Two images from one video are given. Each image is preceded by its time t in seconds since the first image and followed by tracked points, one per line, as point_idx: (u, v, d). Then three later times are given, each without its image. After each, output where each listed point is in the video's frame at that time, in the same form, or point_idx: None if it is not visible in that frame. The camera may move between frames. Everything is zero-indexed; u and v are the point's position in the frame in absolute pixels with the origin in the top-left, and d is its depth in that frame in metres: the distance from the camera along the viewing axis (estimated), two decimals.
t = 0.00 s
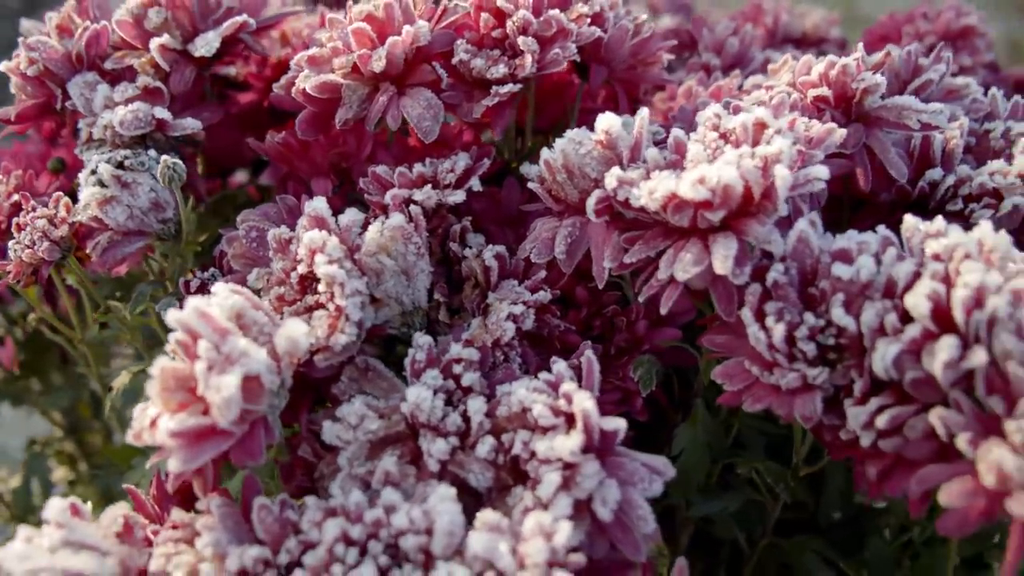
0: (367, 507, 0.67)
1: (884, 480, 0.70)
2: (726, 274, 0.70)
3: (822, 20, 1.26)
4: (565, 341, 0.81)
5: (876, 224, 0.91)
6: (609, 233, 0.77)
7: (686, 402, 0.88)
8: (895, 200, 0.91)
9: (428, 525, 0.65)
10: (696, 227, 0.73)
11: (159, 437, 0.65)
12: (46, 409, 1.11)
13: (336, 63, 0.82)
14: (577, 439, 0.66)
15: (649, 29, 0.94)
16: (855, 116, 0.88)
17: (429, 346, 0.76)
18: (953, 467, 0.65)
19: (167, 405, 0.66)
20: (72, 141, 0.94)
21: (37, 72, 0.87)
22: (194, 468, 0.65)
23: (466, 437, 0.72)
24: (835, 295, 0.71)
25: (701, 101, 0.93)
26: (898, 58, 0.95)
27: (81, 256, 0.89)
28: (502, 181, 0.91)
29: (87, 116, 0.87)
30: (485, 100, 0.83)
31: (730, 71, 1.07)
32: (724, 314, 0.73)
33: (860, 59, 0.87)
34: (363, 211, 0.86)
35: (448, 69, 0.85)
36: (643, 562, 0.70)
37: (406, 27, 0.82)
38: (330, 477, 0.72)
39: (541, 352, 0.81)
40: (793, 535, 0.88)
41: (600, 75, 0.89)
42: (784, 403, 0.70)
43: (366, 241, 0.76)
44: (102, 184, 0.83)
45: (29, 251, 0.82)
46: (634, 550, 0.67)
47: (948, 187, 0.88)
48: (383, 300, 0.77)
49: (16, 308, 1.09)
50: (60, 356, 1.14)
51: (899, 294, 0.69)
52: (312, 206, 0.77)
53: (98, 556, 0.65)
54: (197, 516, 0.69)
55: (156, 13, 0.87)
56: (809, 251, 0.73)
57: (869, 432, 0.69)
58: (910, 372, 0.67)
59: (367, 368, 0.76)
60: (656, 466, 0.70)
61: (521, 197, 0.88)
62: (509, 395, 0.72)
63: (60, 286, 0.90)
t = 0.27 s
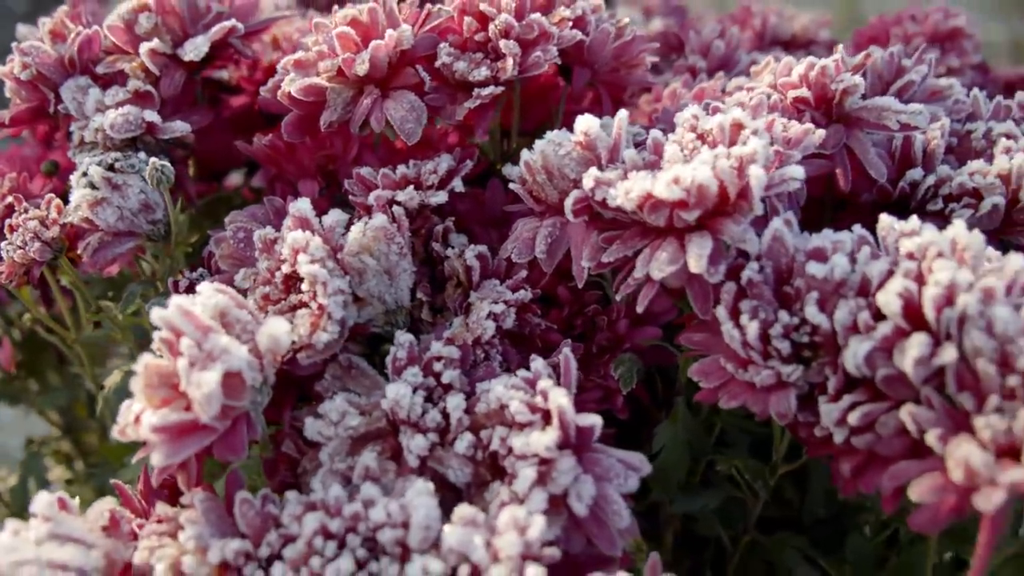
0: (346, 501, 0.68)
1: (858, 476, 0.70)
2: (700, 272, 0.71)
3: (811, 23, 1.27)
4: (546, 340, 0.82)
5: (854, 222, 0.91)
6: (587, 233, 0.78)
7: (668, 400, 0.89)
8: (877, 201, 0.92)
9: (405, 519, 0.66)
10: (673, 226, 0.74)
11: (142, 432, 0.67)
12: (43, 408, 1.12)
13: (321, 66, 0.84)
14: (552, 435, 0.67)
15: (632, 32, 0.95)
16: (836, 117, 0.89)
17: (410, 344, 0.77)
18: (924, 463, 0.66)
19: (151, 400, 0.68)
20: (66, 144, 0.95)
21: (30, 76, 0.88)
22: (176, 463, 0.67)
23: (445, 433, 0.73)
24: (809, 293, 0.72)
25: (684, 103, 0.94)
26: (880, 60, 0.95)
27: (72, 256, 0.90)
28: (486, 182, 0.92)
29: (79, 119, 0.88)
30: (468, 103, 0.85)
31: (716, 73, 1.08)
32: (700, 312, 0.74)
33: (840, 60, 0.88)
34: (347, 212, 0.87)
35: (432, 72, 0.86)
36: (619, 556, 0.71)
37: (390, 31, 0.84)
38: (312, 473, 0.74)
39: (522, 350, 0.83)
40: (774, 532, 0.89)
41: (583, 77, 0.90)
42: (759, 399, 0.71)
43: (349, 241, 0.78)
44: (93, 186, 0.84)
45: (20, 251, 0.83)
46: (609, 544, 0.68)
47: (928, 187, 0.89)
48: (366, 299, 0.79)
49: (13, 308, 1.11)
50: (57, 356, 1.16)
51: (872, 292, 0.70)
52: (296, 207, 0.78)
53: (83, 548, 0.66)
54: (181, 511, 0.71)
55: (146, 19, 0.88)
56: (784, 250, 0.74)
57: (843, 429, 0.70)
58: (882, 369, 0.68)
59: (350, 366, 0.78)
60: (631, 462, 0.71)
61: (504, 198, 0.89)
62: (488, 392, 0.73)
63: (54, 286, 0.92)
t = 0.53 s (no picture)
0: (328, 494, 0.69)
1: (834, 470, 0.71)
2: (678, 268, 0.72)
3: (801, 24, 1.28)
4: (530, 336, 0.84)
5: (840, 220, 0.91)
6: (569, 230, 0.79)
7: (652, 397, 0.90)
8: (861, 199, 0.92)
9: (385, 511, 0.67)
10: (652, 223, 0.75)
11: (128, 425, 0.68)
12: (41, 407, 1.14)
13: (308, 68, 0.85)
14: (530, 429, 0.68)
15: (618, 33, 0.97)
16: (818, 116, 0.89)
17: (394, 341, 0.79)
18: (898, 456, 0.66)
19: (137, 395, 0.69)
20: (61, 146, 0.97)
21: (24, 79, 0.90)
22: (162, 455, 0.68)
23: (428, 428, 0.74)
24: (786, 289, 0.72)
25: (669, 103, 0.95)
26: (865, 60, 0.96)
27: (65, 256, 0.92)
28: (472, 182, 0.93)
29: (72, 121, 0.90)
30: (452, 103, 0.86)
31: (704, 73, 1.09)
32: (679, 308, 0.75)
33: (822, 59, 0.89)
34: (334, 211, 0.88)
35: (417, 74, 0.87)
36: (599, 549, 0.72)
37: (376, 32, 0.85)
38: (297, 467, 0.75)
39: (505, 346, 0.84)
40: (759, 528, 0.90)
41: (568, 78, 0.91)
42: (737, 394, 0.72)
43: (334, 240, 0.79)
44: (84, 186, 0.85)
45: (14, 250, 0.85)
46: (587, 537, 0.69)
47: (911, 185, 0.90)
48: (351, 297, 0.80)
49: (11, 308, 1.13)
50: (55, 356, 1.18)
51: (848, 288, 0.71)
52: (282, 206, 0.80)
53: (71, 539, 0.68)
54: (167, 504, 0.72)
55: (138, 22, 0.89)
56: (762, 247, 0.74)
57: (819, 423, 0.70)
58: (857, 364, 0.68)
59: (336, 362, 0.79)
60: (610, 456, 0.72)
61: (490, 198, 0.91)
62: (469, 388, 0.75)
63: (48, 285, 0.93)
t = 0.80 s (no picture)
0: (320, 484, 0.70)
1: (821, 462, 0.71)
2: (666, 263, 0.73)
3: (798, 23, 1.29)
4: (522, 331, 0.84)
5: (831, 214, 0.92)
6: (560, 226, 0.80)
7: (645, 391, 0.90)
8: (853, 197, 0.93)
9: (375, 501, 0.68)
10: (641, 219, 0.76)
11: (124, 416, 0.69)
12: (44, 402, 1.15)
13: (304, 66, 0.87)
14: (518, 421, 0.69)
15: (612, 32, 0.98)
16: (810, 113, 0.90)
17: (388, 335, 0.80)
18: (883, 449, 0.67)
19: (133, 386, 0.70)
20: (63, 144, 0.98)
21: (26, 78, 0.91)
22: (156, 445, 0.69)
23: (419, 421, 0.76)
24: (773, 284, 0.73)
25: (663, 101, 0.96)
26: (857, 58, 0.97)
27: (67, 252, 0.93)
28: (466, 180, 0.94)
29: (73, 119, 0.91)
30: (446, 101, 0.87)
31: (700, 72, 1.10)
32: (667, 303, 0.75)
33: (812, 56, 0.90)
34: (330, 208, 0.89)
35: (412, 72, 0.88)
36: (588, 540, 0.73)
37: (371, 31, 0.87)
38: (290, 458, 0.76)
39: (498, 341, 0.85)
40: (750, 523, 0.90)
41: (561, 76, 0.92)
42: (725, 387, 0.73)
43: (329, 235, 0.80)
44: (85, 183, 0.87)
45: (15, 246, 0.87)
46: (575, 527, 0.70)
47: (902, 181, 0.90)
48: (345, 292, 0.81)
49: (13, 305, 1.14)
50: (59, 351, 1.20)
51: (834, 282, 0.71)
52: (278, 202, 0.81)
53: (68, 528, 0.69)
54: (163, 494, 0.73)
55: (137, 22, 0.90)
56: (750, 242, 0.75)
57: (805, 416, 0.71)
58: (842, 357, 0.69)
59: (330, 356, 0.81)
60: (600, 448, 0.73)
61: (484, 194, 0.92)
62: (460, 381, 0.76)
63: (51, 281, 0.95)
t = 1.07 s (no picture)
0: (310, 474, 0.72)
1: (805, 455, 0.72)
2: (651, 257, 0.74)
3: (794, 23, 1.30)
4: (513, 325, 0.86)
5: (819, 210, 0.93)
6: (549, 221, 0.81)
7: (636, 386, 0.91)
8: (843, 193, 0.94)
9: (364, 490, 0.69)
10: (628, 214, 0.77)
11: (119, 407, 0.71)
12: (50, 398, 1.17)
13: (300, 66, 0.88)
14: (505, 411, 0.70)
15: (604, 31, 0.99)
16: (800, 110, 0.91)
17: (379, 328, 0.81)
18: (864, 439, 0.68)
19: (128, 378, 0.72)
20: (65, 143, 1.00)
21: (29, 79, 0.93)
22: (151, 435, 0.71)
23: (409, 412, 0.77)
24: (758, 278, 0.74)
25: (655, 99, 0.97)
26: (848, 57, 0.98)
27: (68, 249, 0.95)
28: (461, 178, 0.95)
29: (75, 119, 0.93)
30: (439, 99, 0.88)
31: (694, 70, 1.11)
32: (654, 296, 0.76)
33: (801, 54, 0.91)
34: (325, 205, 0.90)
35: (405, 71, 0.90)
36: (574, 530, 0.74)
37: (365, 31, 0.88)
38: (283, 449, 0.77)
39: (489, 335, 0.86)
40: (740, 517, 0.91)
41: (554, 75, 0.93)
42: (710, 379, 0.73)
43: (322, 231, 0.82)
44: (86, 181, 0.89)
45: (17, 243, 0.88)
46: (561, 517, 0.71)
47: (891, 177, 0.91)
48: (339, 286, 0.82)
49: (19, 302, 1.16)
50: (64, 347, 1.21)
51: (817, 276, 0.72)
52: (273, 198, 0.82)
53: (65, 515, 0.70)
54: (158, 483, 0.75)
55: (137, 23, 0.92)
56: (735, 237, 0.76)
57: (788, 407, 0.72)
58: (824, 349, 0.69)
59: (323, 349, 0.82)
60: (586, 440, 0.74)
61: (477, 191, 0.93)
62: (450, 374, 0.77)
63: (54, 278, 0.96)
